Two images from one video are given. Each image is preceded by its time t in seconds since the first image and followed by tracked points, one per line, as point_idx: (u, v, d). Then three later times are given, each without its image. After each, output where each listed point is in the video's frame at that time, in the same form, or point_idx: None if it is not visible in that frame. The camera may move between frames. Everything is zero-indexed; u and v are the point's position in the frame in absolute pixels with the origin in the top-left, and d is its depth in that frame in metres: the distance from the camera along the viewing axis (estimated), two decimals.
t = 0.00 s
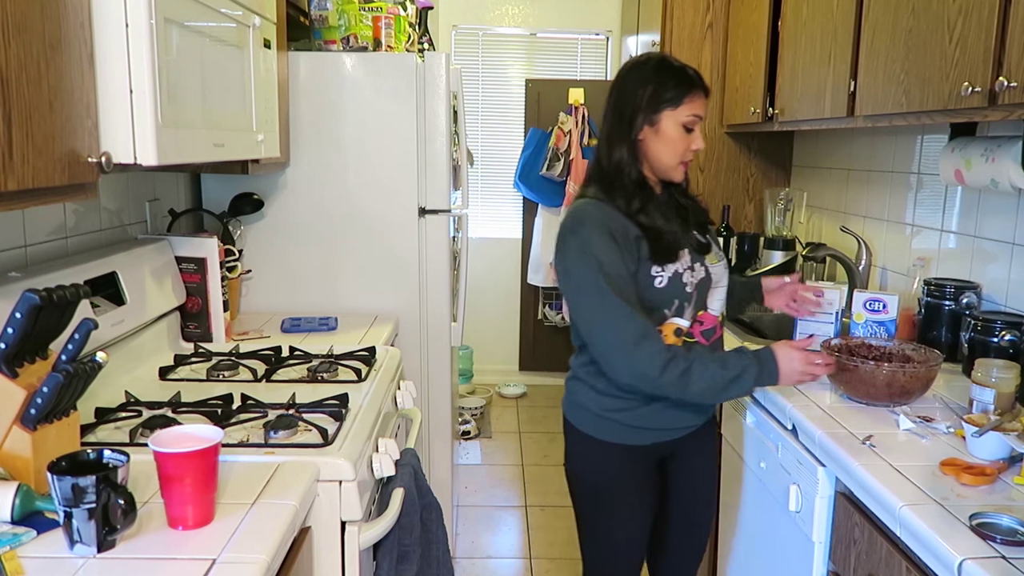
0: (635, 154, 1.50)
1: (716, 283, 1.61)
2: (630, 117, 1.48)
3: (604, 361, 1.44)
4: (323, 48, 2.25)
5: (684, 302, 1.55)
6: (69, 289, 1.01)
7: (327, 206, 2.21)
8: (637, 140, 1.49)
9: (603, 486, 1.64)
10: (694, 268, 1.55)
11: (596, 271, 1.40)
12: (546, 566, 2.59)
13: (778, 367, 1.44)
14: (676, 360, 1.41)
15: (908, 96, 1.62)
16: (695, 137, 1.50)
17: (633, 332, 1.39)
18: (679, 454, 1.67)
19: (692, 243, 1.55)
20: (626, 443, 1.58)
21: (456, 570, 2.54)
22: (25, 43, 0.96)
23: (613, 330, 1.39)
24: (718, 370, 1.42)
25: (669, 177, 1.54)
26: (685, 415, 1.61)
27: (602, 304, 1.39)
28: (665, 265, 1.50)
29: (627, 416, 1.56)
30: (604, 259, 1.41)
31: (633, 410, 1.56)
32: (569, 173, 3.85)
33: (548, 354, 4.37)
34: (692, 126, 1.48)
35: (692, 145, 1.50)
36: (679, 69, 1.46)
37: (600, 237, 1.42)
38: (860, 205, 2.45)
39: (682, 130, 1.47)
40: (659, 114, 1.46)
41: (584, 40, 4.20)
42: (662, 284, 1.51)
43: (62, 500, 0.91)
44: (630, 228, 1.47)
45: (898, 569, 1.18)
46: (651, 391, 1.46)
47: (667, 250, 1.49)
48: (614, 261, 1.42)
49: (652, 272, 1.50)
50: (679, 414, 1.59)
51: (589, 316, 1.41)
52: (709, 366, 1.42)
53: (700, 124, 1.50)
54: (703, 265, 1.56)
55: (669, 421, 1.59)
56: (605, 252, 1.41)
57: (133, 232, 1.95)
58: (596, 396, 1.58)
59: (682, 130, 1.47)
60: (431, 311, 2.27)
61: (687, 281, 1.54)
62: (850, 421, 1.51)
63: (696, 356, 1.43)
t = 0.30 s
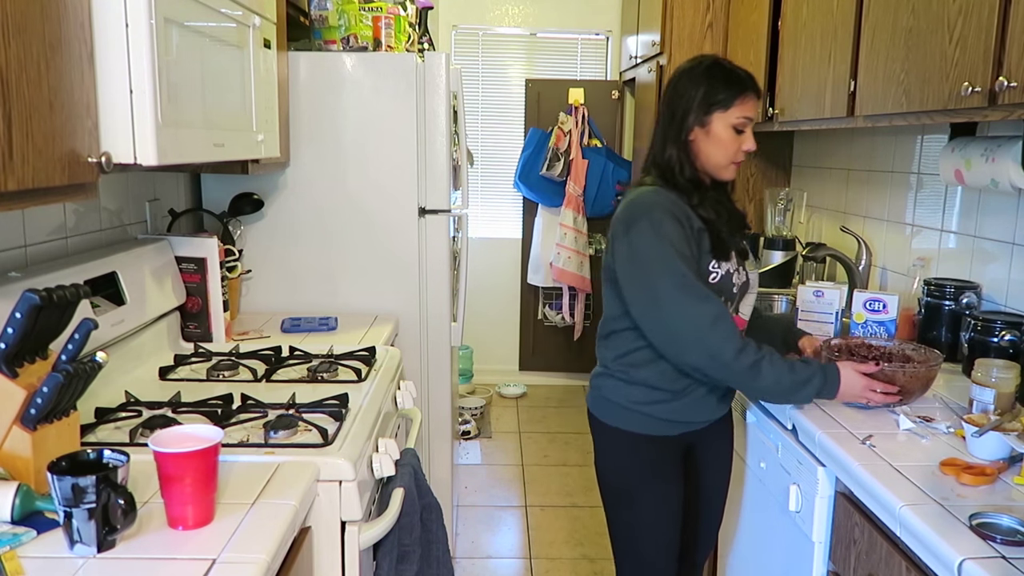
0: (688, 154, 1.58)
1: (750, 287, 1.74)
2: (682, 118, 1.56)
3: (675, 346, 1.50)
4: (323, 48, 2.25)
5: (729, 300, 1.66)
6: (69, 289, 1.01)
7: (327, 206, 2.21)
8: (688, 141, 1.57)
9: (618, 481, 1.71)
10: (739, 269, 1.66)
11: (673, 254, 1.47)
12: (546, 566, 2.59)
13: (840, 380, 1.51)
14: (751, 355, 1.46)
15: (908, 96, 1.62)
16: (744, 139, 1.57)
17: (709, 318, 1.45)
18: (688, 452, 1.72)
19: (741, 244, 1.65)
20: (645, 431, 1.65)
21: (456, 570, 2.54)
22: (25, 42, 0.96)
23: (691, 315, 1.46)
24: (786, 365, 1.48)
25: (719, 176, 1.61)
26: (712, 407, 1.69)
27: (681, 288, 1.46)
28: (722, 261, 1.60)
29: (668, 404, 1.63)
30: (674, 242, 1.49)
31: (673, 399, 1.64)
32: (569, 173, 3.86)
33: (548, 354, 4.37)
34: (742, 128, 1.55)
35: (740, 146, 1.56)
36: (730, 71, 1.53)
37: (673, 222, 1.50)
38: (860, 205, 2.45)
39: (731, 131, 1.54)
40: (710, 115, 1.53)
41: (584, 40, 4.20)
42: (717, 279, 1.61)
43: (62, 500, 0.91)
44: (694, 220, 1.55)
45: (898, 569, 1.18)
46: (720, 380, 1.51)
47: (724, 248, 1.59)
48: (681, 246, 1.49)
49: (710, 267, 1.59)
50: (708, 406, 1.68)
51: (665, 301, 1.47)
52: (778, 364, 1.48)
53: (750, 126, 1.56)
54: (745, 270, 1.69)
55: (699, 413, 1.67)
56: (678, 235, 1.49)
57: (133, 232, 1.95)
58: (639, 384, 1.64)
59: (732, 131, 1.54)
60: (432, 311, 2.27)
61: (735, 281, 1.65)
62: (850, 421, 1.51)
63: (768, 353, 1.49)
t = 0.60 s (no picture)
0: (734, 161, 1.58)
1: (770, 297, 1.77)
2: (732, 123, 1.55)
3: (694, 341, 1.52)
4: (323, 48, 2.25)
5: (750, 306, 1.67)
6: (69, 289, 1.01)
7: (327, 206, 2.21)
8: (735, 149, 1.57)
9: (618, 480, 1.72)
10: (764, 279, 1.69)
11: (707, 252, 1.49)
12: (546, 566, 2.59)
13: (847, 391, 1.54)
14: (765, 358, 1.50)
15: (908, 96, 1.62)
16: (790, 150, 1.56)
17: (733, 317, 1.49)
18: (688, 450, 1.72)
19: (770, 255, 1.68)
20: (648, 430, 1.66)
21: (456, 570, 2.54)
22: (25, 43, 0.96)
23: (715, 313, 1.49)
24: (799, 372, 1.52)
25: (760, 185, 1.61)
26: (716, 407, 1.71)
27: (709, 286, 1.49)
28: (752, 268, 1.63)
29: (676, 398, 1.64)
30: (713, 240, 1.50)
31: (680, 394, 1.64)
32: (569, 173, 3.87)
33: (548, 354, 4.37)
34: (789, 140, 1.54)
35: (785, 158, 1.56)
36: (785, 83, 1.52)
37: (714, 220, 1.51)
38: (860, 205, 2.45)
39: (779, 142, 1.54)
40: (759, 124, 1.52)
41: (584, 40, 4.20)
42: (744, 283, 1.62)
43: (62, 500, 0.91)
44: (733, 222, 1.57)
45: (898, 569, 1.18)
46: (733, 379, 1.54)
47: (755, 256, 1.62)
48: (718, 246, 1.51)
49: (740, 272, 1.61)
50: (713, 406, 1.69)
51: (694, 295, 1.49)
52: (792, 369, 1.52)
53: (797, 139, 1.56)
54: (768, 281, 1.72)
55: (701, 412, 1.68)
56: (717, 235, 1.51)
57: (133, 232, 1.95)
58: (650, 374, 1.65)
59: (779, 142, 1.54)
60: (432, 311, 2.27)
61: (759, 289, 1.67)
62: (850, 421, 1.51)
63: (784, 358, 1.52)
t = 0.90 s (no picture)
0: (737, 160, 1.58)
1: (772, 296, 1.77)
2: (735, 123, 1.55)
3: (680, 330, 1.53)
4: (323, 48, 2.25)
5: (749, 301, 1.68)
6: (69, 289, 1.01)
7: (327, 206, 2.21)
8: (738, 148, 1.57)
9: (616, 478, 1.72)
10: (764, 276, 1.69)
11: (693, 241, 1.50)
12: (546, 566, 2.59)
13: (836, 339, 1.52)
14: (748, 334, 1.51)
15: (908, 96, 1.62)
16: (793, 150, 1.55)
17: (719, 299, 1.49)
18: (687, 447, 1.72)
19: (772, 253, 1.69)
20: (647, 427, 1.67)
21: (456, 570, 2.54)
22: (25, 43, 0.96)
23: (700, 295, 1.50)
24: (786, 347, 1.51)
25: (763, 184, 1.61)
26: (719, 403, 1.70)
27: (694, 272, 1.50)
28: (751, 264, 1.63)
29: (670, 391, 1.65)
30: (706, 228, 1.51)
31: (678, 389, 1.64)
32: (569, 173, 3.87)
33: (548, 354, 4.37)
34: (789, 139, 1.54)
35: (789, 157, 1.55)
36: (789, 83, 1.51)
37: (706, 213, 1.52)
38: (860, 205, 2.45)
39: (779, 142, 1.53)
40: (760, 124, 1.52)
41: (584, 40, 4.20)
42: (741, 279, 1.63)
43: (62, 500, 0.91)
44: (733, 219, 1.57)
45: (898, 569, 1.17)
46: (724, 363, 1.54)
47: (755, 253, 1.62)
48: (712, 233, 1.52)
49: (737, 267, 1.61)
50: (715, 402, 1.68)
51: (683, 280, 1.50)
52: (780, 342, 1.51)
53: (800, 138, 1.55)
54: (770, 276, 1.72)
55: (702, 407, 1.67)
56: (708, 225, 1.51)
57: (133, 232, 1.95)
58: (648, 366, 1.65)
59: (779, 142, 1.53)
60: (432, 311, 2.27)
61: (758, 286, 1.67)
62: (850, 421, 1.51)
63: (769, 332, 1.52)
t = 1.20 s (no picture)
0: (696, 153, 1.60)
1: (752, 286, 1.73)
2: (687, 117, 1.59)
3: (626, 323, 1.57)
4: (323, 48, 2.25)
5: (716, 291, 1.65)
6: (69, 289, 1.01)
7: (327, 206, 2.21)
8: (696, 140, 1.60)
9: (615, 478, 1.72)
10: (735, 266, 1.66)
11: (632, 233, 1.55)
12: (546, 566, 2.59)
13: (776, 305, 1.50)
14: (685, 314, 1.52)
15: (908, 96, 1.62)
16: (751, 140, 1.55)
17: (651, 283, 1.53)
18: (686, 446, 1.72)
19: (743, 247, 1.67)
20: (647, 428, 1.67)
21: (456, 570, 2.54)
22: (25, 43, 0.96)
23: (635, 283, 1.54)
24: (726, 322, 1.51)
25: (727, 176, 1.61)
26: (716, 404, 1.68)
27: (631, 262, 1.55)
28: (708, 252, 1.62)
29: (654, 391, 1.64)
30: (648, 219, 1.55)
31: (661, 387, 1.64)
32: (569, 173, 3.86)
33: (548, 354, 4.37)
34: (744, 129, 1.54)
35: (745, 147, 1.55)
36: (735, 72, 1.53)
37: (649, 204, 1.56)
38: (860, 205, 2.45)
39: (732, 131, 1.54)
40: (712, 115, 1.55)
41: (584, 40, 4.20)
42: (699, 268, 1.62)
43: (62, 500, 0.91)
44: (682, 209, 1.59)
45: (898, 569, 1.17)
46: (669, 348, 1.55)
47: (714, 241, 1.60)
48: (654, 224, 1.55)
49: (693, 256, 1.61)
50: (708, 401, 1.66)
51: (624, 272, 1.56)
52: (717, 318, 1.51)
53: (757, 127, 1.55)
54: (742, 266, 1.68)
55: (695, 407, 1.66)
56: (649, 216, 1.55)
57: (133, 232, 1.95)
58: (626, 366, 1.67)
59: (732, 131, 1.54)
60: (431, 311, 2.27)
61: (723, 274, 1.64)
62: (850, 421, 1.51)
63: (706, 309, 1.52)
